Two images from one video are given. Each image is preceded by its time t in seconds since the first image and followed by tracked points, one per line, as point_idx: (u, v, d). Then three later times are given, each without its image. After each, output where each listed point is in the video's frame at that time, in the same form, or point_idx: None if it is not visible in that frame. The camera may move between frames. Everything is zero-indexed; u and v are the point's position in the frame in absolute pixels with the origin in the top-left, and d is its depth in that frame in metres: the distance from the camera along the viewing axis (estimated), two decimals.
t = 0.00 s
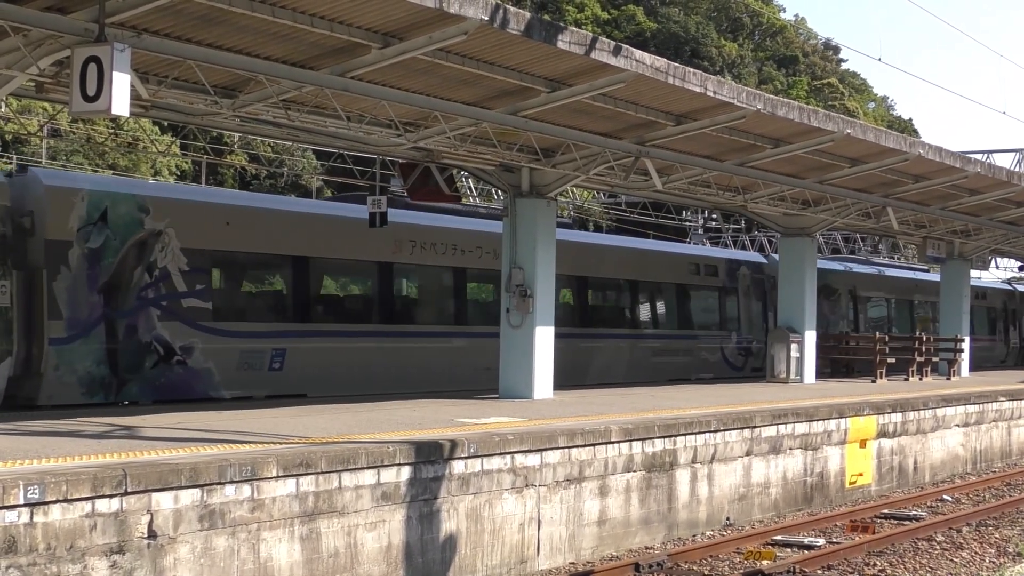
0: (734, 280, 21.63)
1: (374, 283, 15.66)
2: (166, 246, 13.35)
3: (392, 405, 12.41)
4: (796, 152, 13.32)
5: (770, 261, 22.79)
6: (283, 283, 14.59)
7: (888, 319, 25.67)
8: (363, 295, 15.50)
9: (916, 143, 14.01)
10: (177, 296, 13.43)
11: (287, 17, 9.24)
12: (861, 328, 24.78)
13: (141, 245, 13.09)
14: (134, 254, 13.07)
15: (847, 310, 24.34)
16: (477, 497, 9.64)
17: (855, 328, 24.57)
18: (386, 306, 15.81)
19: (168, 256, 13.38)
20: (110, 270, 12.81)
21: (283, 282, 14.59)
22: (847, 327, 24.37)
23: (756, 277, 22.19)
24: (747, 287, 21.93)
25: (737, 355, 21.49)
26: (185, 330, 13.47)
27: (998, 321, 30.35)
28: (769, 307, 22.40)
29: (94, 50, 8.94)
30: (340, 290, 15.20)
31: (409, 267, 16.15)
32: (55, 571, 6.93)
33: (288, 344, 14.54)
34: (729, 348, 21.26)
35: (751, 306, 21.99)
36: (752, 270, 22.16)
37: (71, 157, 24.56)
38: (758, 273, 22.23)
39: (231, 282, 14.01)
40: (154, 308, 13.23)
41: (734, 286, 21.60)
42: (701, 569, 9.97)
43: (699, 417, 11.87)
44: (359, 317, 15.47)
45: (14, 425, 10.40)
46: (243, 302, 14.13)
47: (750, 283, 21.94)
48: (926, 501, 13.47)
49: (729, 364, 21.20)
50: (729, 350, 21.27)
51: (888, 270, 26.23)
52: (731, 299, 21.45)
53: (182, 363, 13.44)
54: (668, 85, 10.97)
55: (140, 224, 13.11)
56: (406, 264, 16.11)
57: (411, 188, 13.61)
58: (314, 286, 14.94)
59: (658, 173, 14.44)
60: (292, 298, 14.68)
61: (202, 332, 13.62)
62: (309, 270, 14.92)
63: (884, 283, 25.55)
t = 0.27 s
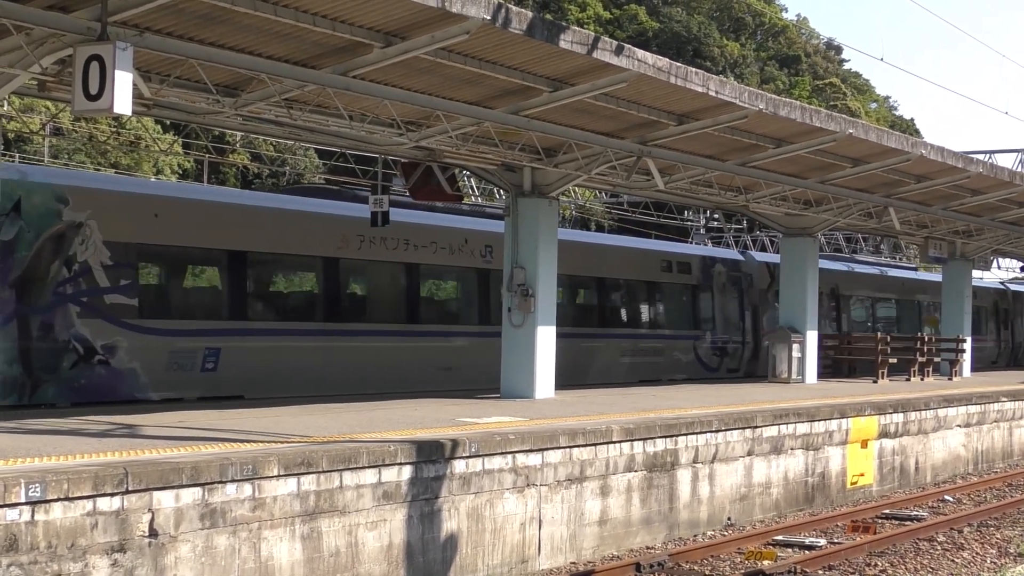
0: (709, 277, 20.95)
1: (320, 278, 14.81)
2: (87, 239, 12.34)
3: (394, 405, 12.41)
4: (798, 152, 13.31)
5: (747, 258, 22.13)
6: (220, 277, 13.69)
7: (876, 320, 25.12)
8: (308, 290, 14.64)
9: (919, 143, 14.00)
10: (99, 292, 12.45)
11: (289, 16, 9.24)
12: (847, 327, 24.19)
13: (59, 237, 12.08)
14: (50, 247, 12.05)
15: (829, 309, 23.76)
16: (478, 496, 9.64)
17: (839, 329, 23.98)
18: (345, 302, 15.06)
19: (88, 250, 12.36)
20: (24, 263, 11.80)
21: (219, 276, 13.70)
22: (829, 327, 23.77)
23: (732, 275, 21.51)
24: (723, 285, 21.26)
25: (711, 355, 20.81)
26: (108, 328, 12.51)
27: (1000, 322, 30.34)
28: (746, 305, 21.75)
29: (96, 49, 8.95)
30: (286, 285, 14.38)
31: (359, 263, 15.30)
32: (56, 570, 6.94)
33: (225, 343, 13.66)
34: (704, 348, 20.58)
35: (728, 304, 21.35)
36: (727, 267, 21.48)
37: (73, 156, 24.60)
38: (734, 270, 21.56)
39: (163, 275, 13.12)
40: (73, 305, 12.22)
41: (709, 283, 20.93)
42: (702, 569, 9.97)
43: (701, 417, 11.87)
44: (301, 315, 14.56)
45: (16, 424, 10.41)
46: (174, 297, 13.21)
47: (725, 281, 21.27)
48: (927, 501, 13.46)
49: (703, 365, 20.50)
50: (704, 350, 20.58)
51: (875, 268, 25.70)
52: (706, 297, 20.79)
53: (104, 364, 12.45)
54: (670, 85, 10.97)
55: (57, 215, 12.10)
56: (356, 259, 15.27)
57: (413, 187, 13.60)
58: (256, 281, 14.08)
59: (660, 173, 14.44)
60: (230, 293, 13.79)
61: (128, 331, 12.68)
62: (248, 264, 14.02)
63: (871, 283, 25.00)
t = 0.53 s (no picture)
0: (685, 275, 20.27)
1: (282, 275, 13.97)
2: None
3: (397, 403, 12.41)
4: (802, 152, 13.30)
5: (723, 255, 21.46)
6: (162, 274, 12.79)
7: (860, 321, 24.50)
8: (266, 288, 13.80)
9: (923, 143, 13.98)
10: (9, 286, 11.46)
11: (293, 15, 9.24)
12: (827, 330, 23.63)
13: None
14: None
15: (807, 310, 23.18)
16: (480, 495, 9.65)
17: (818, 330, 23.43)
18: (334, 300, 14.54)
19: None
20: None
21: (165, 274, 12.81)
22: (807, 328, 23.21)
23: (707, 273, 20.83)
24: (698, 283, 20.59)
25: (686, 356, 20.16)
26: (21, 325, 11.53)
27: (1003, 323, 30.32)
28: (721, 304, 21.11)
29: (100, 48, 8.96)
30: (242, 283, 13.55)
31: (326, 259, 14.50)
32: (59, 568, 6.95)
33: (162, 342, 12.70)
34: (678, 348, 19.94)
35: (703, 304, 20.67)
36: (703, 265, 20.79)
37: (77, 153, 24.61)
38: (710, 268, 20.89)
39: (95, 271, 12.21)
40: None
41: (682, 281, 20.19)
42: (705, 569, 9.99)
43: (704, 417, 11.86)
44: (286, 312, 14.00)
45: (19, 421, 10.42)
46: (104, 294, 12.28)
47: (700, 279, 20.59)
48: (930, 502, 13.45)
49: (677, 366, 19.85)
50: (677, 350, 19.92)
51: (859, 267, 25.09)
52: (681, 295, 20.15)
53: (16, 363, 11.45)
54: (674, 85, 10.96)
55: None
56: (317, 255, 14.40)
57: (416, 186, 13.58)
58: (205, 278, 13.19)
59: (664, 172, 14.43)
60: (173, 291, 12.87)
61: (45, 330, 11.71)
62: (202, 263, 13.17)
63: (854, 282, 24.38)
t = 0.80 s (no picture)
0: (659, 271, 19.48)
1: (281, 272, 13.91)
2: None
3: (402, 401, 12.42)
4: (808, 152, 13.29)
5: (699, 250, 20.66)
6: (160, 271, 12.72)
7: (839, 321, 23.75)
8: (263, 284, 13.71)
9: (928, 143, 13.96)
10: None
11: (299, 13, 9.24)
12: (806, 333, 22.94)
13: None
14: None
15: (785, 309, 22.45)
16: (485, 493, 9.66)
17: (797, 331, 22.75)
18: (344, 301, 14.61)
19: None
20: None
21: (166, 268, 12.77)
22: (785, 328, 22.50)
23: (682, 270, 20.02)
24: (672, 281, 19.79)
25: (658, 355, 19.42)
26: None
27: (1008, 323, 30.28)
28: (696, 303, 20.33)
29: (106, 45, 8.97)
30: (241, 279, 13.47)
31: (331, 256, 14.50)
32: (64, 564, 6.97)
33: (157, 337, 12.62)
34: (650, 347, 19.20)
35: (676, 301, 19.88)
36: (677, 261, 19.98)
37: (83, 151, 24.65)
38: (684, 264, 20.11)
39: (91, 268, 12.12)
40: None
41: (654, 278, 19.38)
42: (709, 568, 10.00)
43: (708, 416, 11.86)
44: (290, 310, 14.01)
45: (25, 417, 10.45)
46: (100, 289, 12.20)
47: (674, 276, 19.78)
48: (934, 502, 13.45)
49: (647, 366, 19.12)
50: (649, 350, 19.18)
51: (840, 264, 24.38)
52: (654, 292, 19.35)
53: None
54: (680, 83, 10.95)
55: None
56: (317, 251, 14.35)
57: (421, 184, 13.56)
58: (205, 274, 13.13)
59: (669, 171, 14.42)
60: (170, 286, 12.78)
61: (36, 328, 11.58)
62: (201, 257, 13.11)
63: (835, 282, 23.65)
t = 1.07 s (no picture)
0: (629, 267, 18.78)
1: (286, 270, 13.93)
2: None
3: (407, 399, 12.42)
4: (814, 151, 13.28)
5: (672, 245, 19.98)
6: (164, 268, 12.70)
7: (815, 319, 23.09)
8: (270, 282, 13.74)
9: (935, 142, 13.95)
10: None
11: (306, 10, 9.24)
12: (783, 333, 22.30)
13: None
14: None
15: (762, 307, 21.77)
16: (490, 492, 9.66)
17: (774, 330, 22.09)
18: (350, 298, 14.64)
19: None
20: None
21: (171, 266, 12.77)
22: (763, 327, 21.82)
23: (654, 265, 19.31)
24: (644, 277, 19.09)
25: (628, 355, 18.72)
26: None
27: (1013, 323, 30.23)
28: (671, 299, 19.64)
29: (114, 42, 8.98)
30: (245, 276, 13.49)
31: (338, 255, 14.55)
32: (70, 561, 6.98)
33: (162, 335, 12.62)
34: (619, 346, 18.49)
35: (648, 299, 19.16)
36: (649, 256, 19.28)
37: (89, 148, 24.66)
38: (657, 260, 19.40)
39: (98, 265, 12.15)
40: None
41: (624, 275, 18.66)
42: (714, 567, 10.01)
43: (714, 415, 11.86)
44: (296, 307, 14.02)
45: (31, 414, 10.47)
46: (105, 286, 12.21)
47: (645, 272, 19.07)
48: (940, 502, 13.44)
49: (616, 365, 18.42)
50: (618, 348, 18.48)
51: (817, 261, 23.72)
52: (623, 289, 18.64)
53: None
54: (687, 82, 10.94)
55: None
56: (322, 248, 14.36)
57: (427, 182, 13.55)
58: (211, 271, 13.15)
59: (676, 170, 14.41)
60: (176, 283, 12.79)
61: (43, 324, 11.62)
62: (206, 255, 13.11)
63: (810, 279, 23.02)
